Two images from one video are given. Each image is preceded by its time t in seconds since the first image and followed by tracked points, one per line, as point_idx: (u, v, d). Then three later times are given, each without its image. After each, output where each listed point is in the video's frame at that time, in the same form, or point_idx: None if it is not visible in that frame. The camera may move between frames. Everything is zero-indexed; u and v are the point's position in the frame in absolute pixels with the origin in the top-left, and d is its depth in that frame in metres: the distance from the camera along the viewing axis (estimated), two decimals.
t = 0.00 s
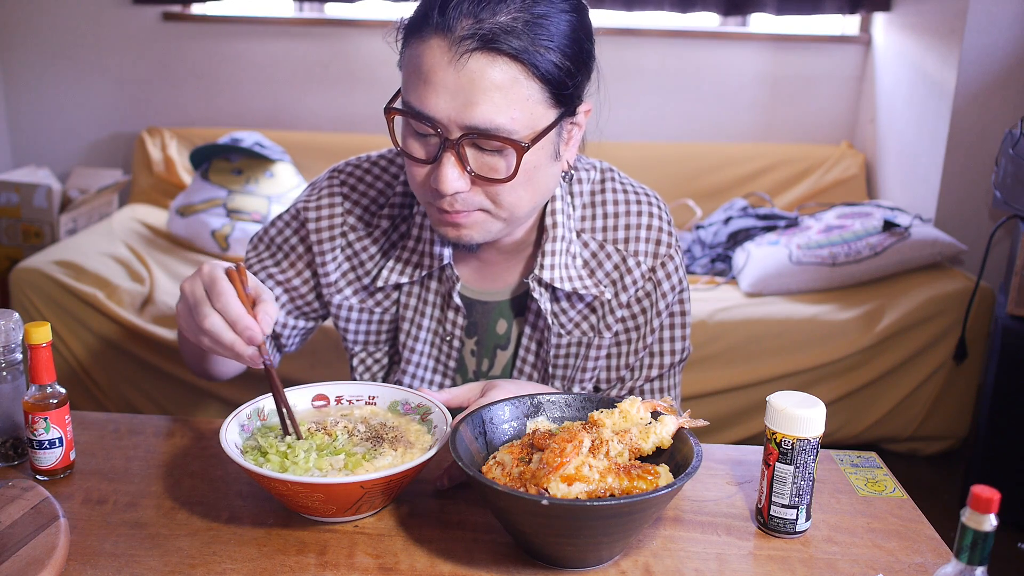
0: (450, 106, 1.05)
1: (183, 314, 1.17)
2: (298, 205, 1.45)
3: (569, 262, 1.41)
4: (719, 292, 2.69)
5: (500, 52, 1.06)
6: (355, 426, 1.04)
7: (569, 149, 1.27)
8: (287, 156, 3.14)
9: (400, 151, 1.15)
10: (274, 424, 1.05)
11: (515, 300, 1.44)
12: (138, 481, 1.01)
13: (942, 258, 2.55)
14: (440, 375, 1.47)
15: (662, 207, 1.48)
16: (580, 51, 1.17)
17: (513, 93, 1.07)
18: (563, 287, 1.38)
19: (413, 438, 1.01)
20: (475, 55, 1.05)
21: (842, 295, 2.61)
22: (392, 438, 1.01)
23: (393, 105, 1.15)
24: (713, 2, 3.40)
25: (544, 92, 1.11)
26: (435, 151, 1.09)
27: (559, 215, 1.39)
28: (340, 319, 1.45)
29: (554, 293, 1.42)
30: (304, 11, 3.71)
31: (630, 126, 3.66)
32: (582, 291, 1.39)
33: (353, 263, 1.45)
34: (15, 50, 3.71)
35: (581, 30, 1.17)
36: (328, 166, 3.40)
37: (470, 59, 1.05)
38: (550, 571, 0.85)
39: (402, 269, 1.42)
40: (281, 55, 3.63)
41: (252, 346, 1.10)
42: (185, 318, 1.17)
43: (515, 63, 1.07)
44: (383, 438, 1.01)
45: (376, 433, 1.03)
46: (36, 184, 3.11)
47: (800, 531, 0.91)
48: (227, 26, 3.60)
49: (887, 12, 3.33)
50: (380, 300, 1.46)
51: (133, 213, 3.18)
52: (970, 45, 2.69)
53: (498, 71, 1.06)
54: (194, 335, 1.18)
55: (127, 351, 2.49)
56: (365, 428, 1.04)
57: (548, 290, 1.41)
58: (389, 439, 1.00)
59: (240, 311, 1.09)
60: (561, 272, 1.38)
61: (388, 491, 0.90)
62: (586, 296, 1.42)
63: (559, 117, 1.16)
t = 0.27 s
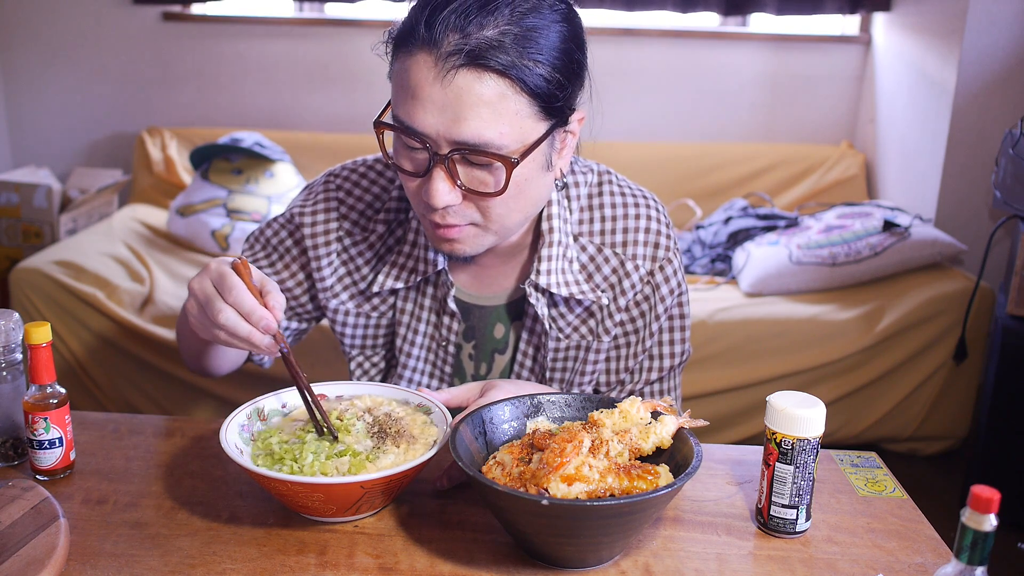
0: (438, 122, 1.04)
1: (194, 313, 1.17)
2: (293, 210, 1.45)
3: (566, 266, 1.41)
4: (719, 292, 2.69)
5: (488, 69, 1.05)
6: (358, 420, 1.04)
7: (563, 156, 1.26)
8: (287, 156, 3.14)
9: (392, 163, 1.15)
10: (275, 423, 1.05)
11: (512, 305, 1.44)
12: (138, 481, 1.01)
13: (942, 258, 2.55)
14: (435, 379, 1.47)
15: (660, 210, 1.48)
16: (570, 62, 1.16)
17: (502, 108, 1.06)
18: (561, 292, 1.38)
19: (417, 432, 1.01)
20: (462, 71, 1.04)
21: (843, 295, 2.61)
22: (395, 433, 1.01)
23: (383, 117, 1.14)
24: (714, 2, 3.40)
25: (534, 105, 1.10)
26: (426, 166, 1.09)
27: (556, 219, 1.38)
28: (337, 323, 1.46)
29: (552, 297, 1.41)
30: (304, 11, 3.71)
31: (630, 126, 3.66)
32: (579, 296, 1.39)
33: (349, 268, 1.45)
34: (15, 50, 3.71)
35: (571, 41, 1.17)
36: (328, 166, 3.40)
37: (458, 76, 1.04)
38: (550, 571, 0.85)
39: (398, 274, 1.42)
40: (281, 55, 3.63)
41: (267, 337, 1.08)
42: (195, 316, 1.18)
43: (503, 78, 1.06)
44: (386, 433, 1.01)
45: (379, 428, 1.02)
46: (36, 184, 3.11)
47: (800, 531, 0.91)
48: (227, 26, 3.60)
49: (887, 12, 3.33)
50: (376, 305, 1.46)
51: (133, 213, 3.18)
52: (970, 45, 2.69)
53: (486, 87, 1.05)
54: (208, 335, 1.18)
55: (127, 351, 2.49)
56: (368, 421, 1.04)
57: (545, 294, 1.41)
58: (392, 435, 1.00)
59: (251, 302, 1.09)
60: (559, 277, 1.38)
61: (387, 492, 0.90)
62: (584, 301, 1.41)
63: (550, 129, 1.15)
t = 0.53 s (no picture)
0: (439, 131, 1.04)
1: (177, 322, 1.20)
2: (292, 211, 1.45)
3: (568, 269, 1.41)
4: (719, 292, 2.69)
5: (489, 78, 1.05)
6: (354, 426, 1.04)
7: (564, 160, 1.26)
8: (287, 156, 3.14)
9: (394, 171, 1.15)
10: (274, 423, 1.05)
11: (513, 307, 1.44)
12: (138, 481, 1.01)
13: (942, 258, 2.56)
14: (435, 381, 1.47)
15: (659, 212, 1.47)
16: (571, 70, 1.16)
17: (503, 117, 1.06)
18: (562, 296, 1.37)
19: (413, 437, 1.02)
20: (463, 82, 1.04)
21: (843, 295, 2.61)
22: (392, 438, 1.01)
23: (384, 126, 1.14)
24: (714, 2, 3.40)
25: (535, 114, 1.10)
26: (428, 176, 1.09)
27: (557, 222, 1.38)
28: (337, 324, 1.46)
29: (552, 301, 1.41)
30: (304, 11, 3.71)
31: (630, 126, 3.66)
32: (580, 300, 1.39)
33: (350, 269, 1.45)
34: (15, 49, 3.71)
35: (572, 49, 1.17)
36: (328, 166, 3.40)
37: (459, 86, 1.04)
38: (550, 571, 0.85)
39: (398, 276, 1.41)
40: (281, 55, 3.63)
41: (250, 351, 1.10)
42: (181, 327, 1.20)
43: (505, 88, 1.06)
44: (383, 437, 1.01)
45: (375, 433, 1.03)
46: (36, 184, 3.12)
47: (800, 531, 0.91)
48: (227, 26, 3.60)
49: (887, 12, 3.33)
50: (376, 307, 1.46)
51: (133, 213, 3.18)
52: (970, 45, 2.69)
53: (488, 97, 1.05)
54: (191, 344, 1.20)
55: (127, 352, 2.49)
56: (364, 427, 1.04)
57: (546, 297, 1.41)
58: (388, 439, 1.00)
59: (232, 315, 1.09)
60: (560, 280, 1.38)
61: (386, 492, 0.90)
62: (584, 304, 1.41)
63: (552, 136, 1.15)
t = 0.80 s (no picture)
0: (446, 132, 1.05)
1: (165, 295, 1.18)
2: (294, 210, 1.44)
3: (571, 271, 1.41)
4: (719, 292, 2.69)
5: (497, 80, 1.05)
6: (355, 425, 1.04)
7: (569, 161, 1.26)
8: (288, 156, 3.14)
9: (399, 171, 1.15)
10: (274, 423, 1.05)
11: (515, 308, 1.44)
12: (138, 481, 1.01)
13: (942, 258, 2.56)
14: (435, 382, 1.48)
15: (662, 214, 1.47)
16: (578, 71, 1.16)
17: (511, 119, 1.06)
18: (565, 297, 1.38)
19: (413, 438, 1.02)
20: (471, 83, 1.04)
21: (843, 294, 2.61)
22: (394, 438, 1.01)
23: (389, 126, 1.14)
24: (714, 2, 3.40)
25: (542, 115, 1.10)
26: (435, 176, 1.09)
27: (561, 224, 1.38)
28: (338, 325, 1.46)
29: (555, 301, 1.42)
30: (304, 11, 3.71)
31: (630, 126, 3.66)
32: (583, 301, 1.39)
33: (352, 269, 1.45)
34: (15, 49, 3.71)
35: (579, 51, 1.16)
36: (328, 166, 3.40)
37: (467, 87, 1.04)
38: (550, 571, 0.85)
39: (400, 276, 1.41)
40: (281, 55, 3.63)
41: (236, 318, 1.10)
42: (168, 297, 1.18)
43: (512, 89, 1.06)
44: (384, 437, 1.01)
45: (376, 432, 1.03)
46: (36, 184, 3.12)
47: (800, 531, 0.91)
48: (227, 26, 3.60)
49: (887, 12, 3.33)
50: (378, 307, 1.46)
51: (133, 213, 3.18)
52: (970, 45, 2.69)
53: (496, 98, 1.05)
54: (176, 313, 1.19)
55: (127, 351, 2.49)
56: (365, 426, 1.04)
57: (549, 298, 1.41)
58: (389, 439, 1.00)
59: (222, 281, 1.09)
60: (563, 282, 1.38)
61: (386, 493, 0.90)
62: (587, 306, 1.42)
63: (557, 138, 1.15)
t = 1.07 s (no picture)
0: (447, 133, 1.04)
1: (178, 323, 1.19)
2: (294, 213, 1.44)
3: (572, 270, 1.41)
4: (719, 292, 2.69)
5: (497, 81, 1.05)
6: (356, 421, 1.04)
7: (569, 162, 1.26)
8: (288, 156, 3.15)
9: (400, 172, 1.14)
10: (276, 422, 1.05)
11: (516, 309, 1.44)
12: (138, 481, 1.01)
13: (942, 258, 2.56)
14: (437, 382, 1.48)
15: (662, 214, 1.47)
16: (579, 73, 1.16)
17: (512, 120, 1.06)
18: (567, 296, 1.38)
19: (415, 432, 1.01)
20: (472, 84, 1.04)
21: (843, 295, 2.61)
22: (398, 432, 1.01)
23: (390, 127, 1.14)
24: (714, 3, 3.40)
25: (543, 117, 1.10)
26: (436, 177, 1.09)
27: (561, 224, 1.38)
28: (339, 326, 1.46)
29: (557, 301, 1.41)
30: (304, 11, 3.71)
31: (630, 126, 3.66)
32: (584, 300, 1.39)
33: (353, 271, 1.45)
34: (15, 50, 3.71)
35: (580, 52, 1.16)
36: (327, 166, 3.40)
37: (468, 88, 1.04)
38: (550, 571, 0.85)
39: (402, 277, 1.41)
40: (281, 55, 3.63)
41: (252, 347, 1.10)
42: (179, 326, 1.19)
43: (513, 90, 1.06)
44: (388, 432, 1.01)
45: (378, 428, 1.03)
46: (36, 184, 3.12)
47: (800, 531, 0.91)
48: (227, 26, 3.60)
49: (887, 12, 3.33)
50: (379, 309, 1.46)
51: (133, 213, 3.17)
52: (970, 45, 2.69)
53: (496, 100, 1.05)
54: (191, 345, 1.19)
55: (127, 352, 2.49)
56: (366, 422, 1.04)
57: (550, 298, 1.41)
58: (391, 434, 1.00)
59: (237, 311, 1.10)
60: (564, 281, 1.38)
61: (386, 493, 0.90)
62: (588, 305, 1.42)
63: (558, 139, 1.15)
